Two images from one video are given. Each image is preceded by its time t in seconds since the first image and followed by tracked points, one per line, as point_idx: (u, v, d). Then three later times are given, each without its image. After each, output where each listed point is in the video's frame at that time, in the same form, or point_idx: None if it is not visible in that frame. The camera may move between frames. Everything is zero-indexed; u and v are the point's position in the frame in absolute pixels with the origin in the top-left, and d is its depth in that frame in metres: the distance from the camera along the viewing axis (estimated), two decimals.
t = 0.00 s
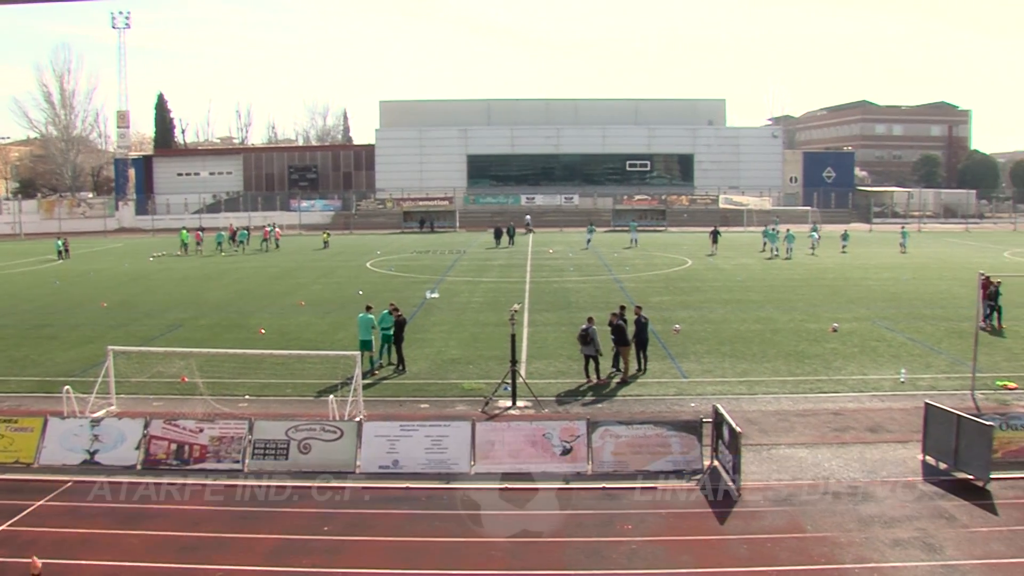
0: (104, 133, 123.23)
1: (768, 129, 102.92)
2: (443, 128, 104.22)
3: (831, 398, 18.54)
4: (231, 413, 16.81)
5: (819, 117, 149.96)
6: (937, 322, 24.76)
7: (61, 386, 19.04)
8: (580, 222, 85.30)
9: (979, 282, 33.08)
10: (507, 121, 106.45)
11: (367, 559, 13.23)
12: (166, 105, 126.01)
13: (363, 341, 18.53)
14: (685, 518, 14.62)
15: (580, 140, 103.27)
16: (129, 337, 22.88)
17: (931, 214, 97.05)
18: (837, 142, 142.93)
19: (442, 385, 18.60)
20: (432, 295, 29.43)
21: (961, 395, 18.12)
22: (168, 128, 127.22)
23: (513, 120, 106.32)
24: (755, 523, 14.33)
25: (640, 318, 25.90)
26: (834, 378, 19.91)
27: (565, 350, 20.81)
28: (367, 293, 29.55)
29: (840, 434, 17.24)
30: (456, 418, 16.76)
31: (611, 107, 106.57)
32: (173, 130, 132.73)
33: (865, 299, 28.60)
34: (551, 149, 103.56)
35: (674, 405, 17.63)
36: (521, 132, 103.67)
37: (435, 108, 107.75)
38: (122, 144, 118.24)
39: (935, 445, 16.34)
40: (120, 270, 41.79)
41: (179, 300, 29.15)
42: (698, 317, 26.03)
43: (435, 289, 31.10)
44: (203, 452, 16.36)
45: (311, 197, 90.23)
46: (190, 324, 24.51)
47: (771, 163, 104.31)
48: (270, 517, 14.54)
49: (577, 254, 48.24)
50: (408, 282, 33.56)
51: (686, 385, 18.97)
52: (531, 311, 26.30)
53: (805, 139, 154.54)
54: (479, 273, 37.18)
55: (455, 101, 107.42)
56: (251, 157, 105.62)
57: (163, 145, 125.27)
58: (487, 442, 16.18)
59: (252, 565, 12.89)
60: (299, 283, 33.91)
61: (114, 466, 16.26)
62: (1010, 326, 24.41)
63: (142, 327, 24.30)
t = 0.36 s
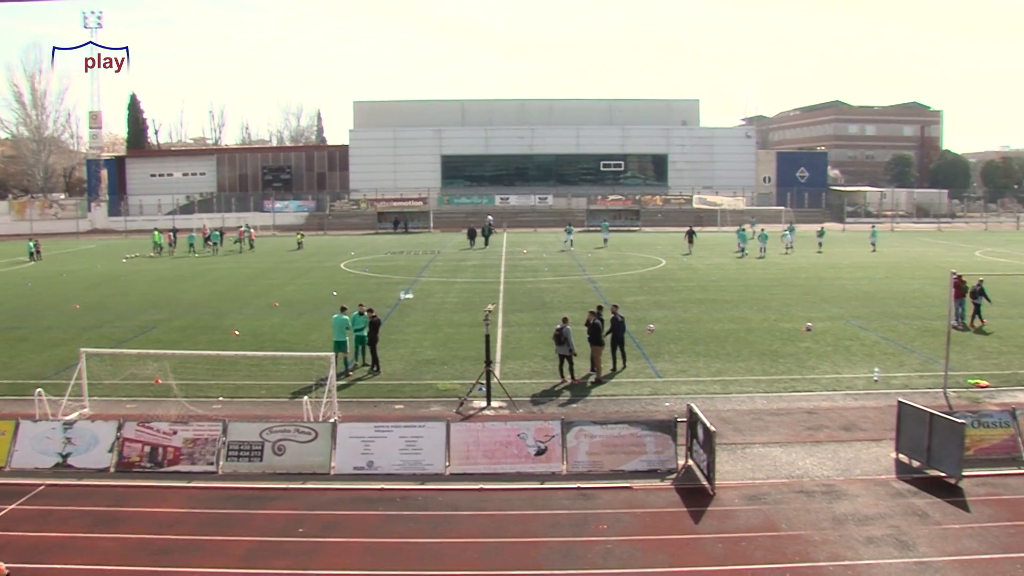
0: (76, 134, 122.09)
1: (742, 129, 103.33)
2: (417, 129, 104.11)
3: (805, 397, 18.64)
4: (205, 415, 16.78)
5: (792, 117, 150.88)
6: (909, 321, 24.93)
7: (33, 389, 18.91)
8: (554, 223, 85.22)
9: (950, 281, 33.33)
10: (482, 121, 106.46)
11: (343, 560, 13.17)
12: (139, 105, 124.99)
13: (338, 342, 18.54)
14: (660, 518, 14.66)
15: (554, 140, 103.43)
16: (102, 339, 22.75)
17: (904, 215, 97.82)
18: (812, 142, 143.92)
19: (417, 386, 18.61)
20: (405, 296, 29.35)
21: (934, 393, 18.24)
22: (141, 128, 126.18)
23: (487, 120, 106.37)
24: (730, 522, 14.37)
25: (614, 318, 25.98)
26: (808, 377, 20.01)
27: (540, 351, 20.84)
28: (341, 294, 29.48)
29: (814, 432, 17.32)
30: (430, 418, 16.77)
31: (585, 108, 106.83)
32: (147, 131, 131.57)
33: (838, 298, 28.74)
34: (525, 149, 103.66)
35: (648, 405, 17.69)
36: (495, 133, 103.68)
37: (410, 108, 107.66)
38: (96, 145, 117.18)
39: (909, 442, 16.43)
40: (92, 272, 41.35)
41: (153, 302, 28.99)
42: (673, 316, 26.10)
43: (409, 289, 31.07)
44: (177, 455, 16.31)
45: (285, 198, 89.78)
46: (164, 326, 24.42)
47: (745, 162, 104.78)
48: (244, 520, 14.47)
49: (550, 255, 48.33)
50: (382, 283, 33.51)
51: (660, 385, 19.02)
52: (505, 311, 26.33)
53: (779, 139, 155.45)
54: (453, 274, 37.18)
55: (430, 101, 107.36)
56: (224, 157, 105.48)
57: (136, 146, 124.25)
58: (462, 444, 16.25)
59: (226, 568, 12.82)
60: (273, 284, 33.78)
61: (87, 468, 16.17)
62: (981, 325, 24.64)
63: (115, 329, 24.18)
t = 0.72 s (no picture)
0: (52, 135, 120.99)
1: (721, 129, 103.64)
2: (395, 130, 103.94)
3: (783, 396, 18.72)
4: (184, 416, 16.73)
5: (771, 117, 151.58)
6: (886, 320, 25.10)
7: (10, 391, 18.80)
8: (532, 223, 85.22)
9: (926, 280, 33.57)
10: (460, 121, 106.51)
11: (323, 561, 13.13)
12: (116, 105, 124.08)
13: (316, 343, 18.57)
14: (639, 517, 14.68)
15: (532, 140, 103.62)
16: (78, 341, 22.62)
17: (882, 214, 98.37)
18: (790, 142, 144.72)
19: (396, 386, 18.62)
20: (384, 297, 29.28)
21: (912, 392, 18.35)
22: (118, 128, 125.24)
23: (465, 121, 106.39)
24: (709, 521, 14.40)
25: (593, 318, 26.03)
26: (787, 376, 20.09)
27: (520, 351, 20.88)
28: (320, 295, 29.44)
29: (793, 431, 17.38)
30: (409, 419, 16.75)
31: (564, 108, 107.07)
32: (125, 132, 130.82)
33: (816, 297, 28.87)
34: (503, 149, 103.72)
35: (628, 405, 17.72)
36: (474, 133, 103.68)
37: (389, 108, 107.58)
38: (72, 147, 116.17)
39: (886, 441, 16.50)
40: (68, 274, 41.05)
41: (130, 303, 28.83)
42: (651, 316, 26.17)
43: (388, 290, 31.06)
44: (155, 457, 16.25)
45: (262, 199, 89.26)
46: (141, 328, 24.32)
47: (722, 162, 105.13)
48: (224, 522, 14.41)
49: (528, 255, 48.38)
50: (360, 283, 33.48)
51: (639, 385, 19.08)
52: (484, 312, 26.39)
53: (757, 139, 156.13)
54: (432, 274, 37.13)
55: (410, 101, 107.19)
56: (202, 158, 104.86)
57: (113, 146, 123.34)
58: (440, 444, 16.25)
59: (206, 570, 12.76)
60: (250, 285, 33.68)
61: (63, 471, 16.09)
62: (957, 323, 24.86)
63: (91, 330, 24.06)
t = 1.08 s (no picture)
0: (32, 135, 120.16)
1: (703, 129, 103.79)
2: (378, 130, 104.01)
3: (766, 395, 18.79)
4: (165, 418, 16.68)
5: (752, 117, 152.15)
6: (868, 319, 25.19)
7: None
8: (514, 223, 85.13)
9: (907, 280, 33.67)
10: (442, 122, 106.48)
11: (305, 563, 13.11)
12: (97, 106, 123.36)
13: (299, 343, 18.56)
14: (621, 517, 14.70)
15: (513, 141, 103.70)
16: (58, 343, 22.52)
17: (863, 214, 98.79)
18: (772, 142, 145.36)
19: (378, 387, 18.61)
20: (366, 297, 29.24)
21: (892, 391, 18.44)
22: (98, 129, 124.50)
23: (447, 121, 106.38)
24: (691, 520, 14.43)
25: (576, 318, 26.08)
26: (768, 375, 20.16)
27: (502, 351, 20.89)
28: (301, 296, 29.41)
29: (774, 431, 17.43)
30: (391, 419, 16.75)
31: (546, 108, 107.26)
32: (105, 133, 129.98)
33: (798, 297, 28.95)
34: (485, 150, 103.77)
35: (610, 405, 17.75)
36: (456, 133, 103.64)
37: (370, 108, 107.47)
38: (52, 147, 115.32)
39: (868, 440, 16.55)
40: (46, 276, 40.77)
41: (110, 304, 28.67)
42: (633, 316, 26.21)
43: (370, 290, 31.05)
44: (136, 458, 16.20)
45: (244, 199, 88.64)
46: (121, 329, 24.23)
47: (704, 162, 105.37)
48: (206, 524, 14.36)
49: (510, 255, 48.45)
50: (342, 284, 33.42)
51: (621, 384, 19.11)
52: (466, 312, 26.42)
53: (739, 139, 156.65)
54: (414, 274, 37.08)
55: (393, 101, 107.09)
56: (183, 159, 104.40)
57: (94, 147, 122.61)
58: (423, 445, 16.25)
59: (189, 572, 12.72)
60: (231, 286, 33.57)
61: (44, 474, 16.03)
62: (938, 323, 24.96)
63: (71, 332, 23.96)
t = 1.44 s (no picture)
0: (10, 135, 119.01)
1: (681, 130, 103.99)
2: (357, 131, 103.64)
3: (745, 394, 18.85)
4: (144, 419, 16.64)
5: (731, 117, 152.65)
6: (847, 319, 25.31)
7: None
8: (493, 223, 85.19)
9: (884, 279, 33.86)
10: (421, 122, 106.48)
11: (285, 564, 13.07)
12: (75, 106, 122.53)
13: (279, 344, 18.62)
14: (602, 516, 14.72)
15: (492, 141, 103.77)
16: (35, 345, 22.41)
17: (841, 214, 99.25)
18: (752, 142, 146.10)
19: (358, 388, 18.59)
20: (346, 298, 29.24)
21: (871, 389, 18.53)
22: (76, 129, 123.56)
23: (427, 121, 106.35)
24: (672, 520, 14.45)
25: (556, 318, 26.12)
26: (748, 374, 20.24)
27: (483, 351, 20.92)
28: (280, 296, 29.36)
29: (755, 430, 17.49)
30: (371, 420, 16.74)
31: (525, 108, 107.49)
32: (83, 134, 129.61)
33: (776, 296, 29.08)
34: (464, 150, 103.89)
35: (590, 405, 17.77)
36: (435, 134, 103.67)
37: (349, 108, 107.32)
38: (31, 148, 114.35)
39: (847, 439, 16.62)
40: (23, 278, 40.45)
41: (88, 306, 28.52)
42: (613, 316, 26.26)
43: (350, 291, 31.02)
44: (115, 461, 16.15)
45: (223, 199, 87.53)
46: (99, 331, 24.14)
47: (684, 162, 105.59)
48: (186, 526, 14.32)
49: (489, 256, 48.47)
50: (321, 285, 33.35)
51: (601, 384, 19.15)
52: (445, 312, 26.46)
53: (718, 139, 157.20)
54: (393, 275, 37.06)
55: (373, 101, 106.99)
56: (162, 159, 103.91)
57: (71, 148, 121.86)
58: (403, 445, 16.25)
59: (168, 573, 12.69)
60: (211, 287, 33.44)
61: (21, 476, 15.99)
62: (916, 322, 25.07)
63: (48, 334, 23.88)
